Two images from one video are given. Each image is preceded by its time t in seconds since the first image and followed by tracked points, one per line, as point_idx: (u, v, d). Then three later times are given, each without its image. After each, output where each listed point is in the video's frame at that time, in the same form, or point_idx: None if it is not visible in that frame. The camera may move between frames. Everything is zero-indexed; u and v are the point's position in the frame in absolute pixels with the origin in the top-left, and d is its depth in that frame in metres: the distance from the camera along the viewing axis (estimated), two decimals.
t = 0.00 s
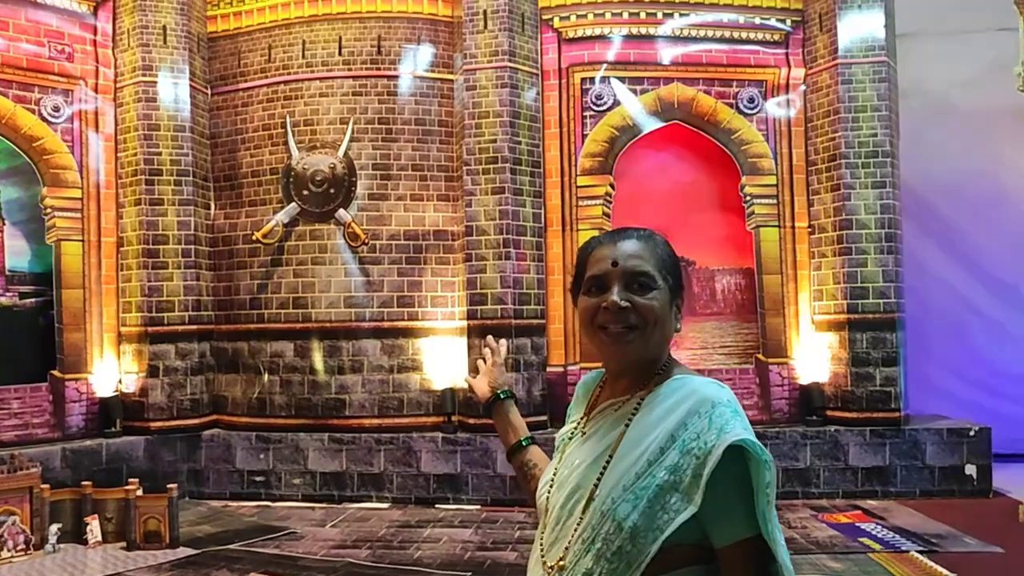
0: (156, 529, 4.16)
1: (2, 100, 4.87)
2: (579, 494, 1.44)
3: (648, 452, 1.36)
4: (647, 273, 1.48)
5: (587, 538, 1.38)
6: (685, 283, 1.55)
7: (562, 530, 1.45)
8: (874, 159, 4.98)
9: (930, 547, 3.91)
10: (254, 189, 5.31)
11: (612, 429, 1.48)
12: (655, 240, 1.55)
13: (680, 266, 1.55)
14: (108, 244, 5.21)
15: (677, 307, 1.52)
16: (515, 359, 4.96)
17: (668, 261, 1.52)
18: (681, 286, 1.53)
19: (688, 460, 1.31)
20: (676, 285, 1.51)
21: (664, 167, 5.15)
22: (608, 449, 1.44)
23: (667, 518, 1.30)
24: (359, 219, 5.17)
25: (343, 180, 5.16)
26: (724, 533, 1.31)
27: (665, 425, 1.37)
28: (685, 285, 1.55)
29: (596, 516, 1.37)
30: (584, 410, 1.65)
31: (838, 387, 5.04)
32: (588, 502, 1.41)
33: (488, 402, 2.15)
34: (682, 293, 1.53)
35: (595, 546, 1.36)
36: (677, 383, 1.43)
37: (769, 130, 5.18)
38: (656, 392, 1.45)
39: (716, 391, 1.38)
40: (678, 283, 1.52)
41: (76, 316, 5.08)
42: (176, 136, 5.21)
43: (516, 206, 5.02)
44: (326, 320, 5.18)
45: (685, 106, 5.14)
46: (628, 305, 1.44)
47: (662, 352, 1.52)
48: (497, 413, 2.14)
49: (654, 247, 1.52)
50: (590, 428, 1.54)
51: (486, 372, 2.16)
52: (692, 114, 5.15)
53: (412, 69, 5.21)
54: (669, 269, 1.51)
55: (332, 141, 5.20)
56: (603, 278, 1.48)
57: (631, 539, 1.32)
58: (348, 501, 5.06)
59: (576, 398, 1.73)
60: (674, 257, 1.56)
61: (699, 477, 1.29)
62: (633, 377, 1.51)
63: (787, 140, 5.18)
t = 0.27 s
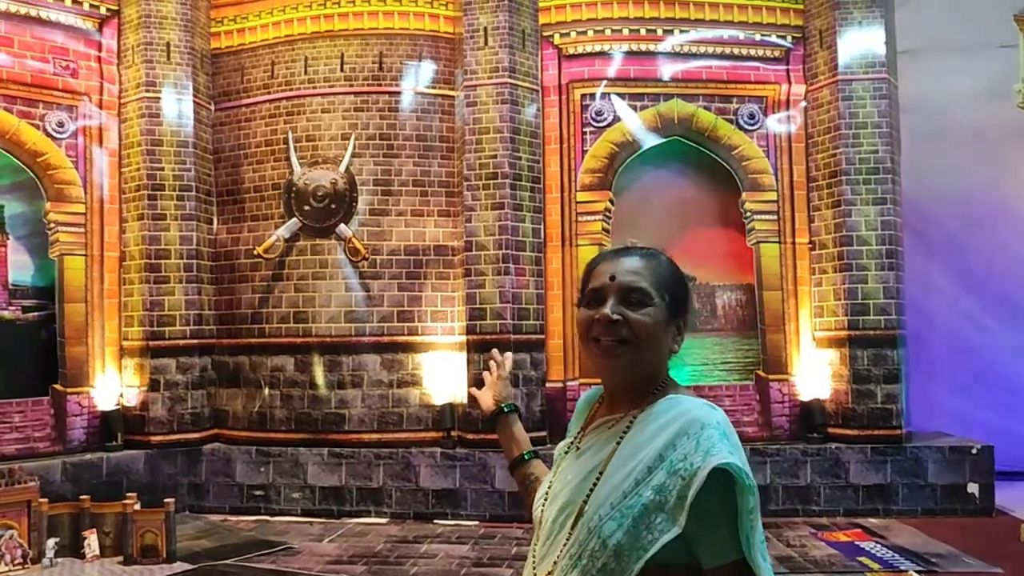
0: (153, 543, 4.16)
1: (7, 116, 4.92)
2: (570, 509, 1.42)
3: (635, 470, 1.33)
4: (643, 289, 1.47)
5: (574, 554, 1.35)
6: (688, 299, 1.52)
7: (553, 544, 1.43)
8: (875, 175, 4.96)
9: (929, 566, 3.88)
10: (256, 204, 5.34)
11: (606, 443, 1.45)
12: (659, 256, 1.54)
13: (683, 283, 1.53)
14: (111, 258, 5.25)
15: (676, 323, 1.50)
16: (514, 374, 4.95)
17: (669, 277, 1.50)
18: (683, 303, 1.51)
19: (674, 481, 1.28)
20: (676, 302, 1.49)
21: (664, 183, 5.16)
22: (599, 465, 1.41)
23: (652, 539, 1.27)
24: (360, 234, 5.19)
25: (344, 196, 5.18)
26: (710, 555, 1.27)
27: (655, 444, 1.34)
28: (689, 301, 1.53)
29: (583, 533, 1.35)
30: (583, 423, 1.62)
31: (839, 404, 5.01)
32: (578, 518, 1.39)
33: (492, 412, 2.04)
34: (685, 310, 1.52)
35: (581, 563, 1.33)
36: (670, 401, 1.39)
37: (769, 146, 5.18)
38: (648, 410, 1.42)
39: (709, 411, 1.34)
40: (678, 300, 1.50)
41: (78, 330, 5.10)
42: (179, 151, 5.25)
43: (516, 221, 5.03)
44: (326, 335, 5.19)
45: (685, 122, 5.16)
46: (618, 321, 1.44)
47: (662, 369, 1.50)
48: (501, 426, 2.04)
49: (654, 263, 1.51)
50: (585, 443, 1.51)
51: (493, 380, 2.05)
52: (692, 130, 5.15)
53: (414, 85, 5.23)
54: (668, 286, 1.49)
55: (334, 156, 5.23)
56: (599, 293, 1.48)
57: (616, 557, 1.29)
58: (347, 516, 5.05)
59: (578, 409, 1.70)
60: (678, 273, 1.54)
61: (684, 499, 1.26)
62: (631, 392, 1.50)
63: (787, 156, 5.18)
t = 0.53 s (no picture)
0: (154, 558, 4.18)
1: (14, 132, 4.95)
2: (559, 522, 1.45)
3: (622, 483, 1.37)
4: (613, 304, 1.50)
5: (560, 565, 1.38)
6: (671, 308, 1.53)
7: (542, 555, 1.46)
8: (881, 187, 4.92)
9: None
10: (260, 218, 5.36)
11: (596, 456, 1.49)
12: (641, 268, 1.55)
13: (667, 293, 1.53)
14: (116, 273, 5.28)
15: (655, 334, 1.51)
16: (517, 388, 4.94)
17: (644, 290, 1.52)
18: (664, 313, 1.52)
19: (658, 494, 1.31)
20: (651, 314, 1.50)
21: (669, 197, 5.13)
22: (589, 479, 1.45)
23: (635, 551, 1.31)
24: (363, 247, 5.20)
25: (347, 209, 5.20)
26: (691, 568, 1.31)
27: (642, 458, 1.37)
28: (672, 311, 1.52)
29: (569, 544, 1.38)
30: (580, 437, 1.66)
31: (846, 418, 4.95)
32: (566, 530, 1.42)
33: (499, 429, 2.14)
34: (669, 321, 1.52)
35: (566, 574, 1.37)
36: (659, 417, 1.43)
37: (774, 158, 5.14)
38: (638, 425, 1.46)
39: (697, 427, 1.38)
40: (657, 311, 1.51)
41: (83, 344, 5.12)
42: (184, 165, 5.28)
43: (518, 234, 5.02)
44: (330, 348, 5.19)
45: (688, 134, 5.13)
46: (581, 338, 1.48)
47: (647, 382, 1.51)
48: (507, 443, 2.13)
49: (631, 278, 1.53)
50: (578, 457, 1.55)
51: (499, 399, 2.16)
52: (696, 142, 5.13)
53: (418, 98, 5.24)
54: (641, 298, 1.51)
55: (337, 170, 5.24)
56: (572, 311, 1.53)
57: (600, 568, 1.33)
58: (350, 530, 5.04)
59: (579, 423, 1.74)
60: (663, 283, 1.54)
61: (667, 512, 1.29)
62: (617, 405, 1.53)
63: (793, 168, 5.13)
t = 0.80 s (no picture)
0: (161, 566, 4.25)
1: (26, 143, 4.99)
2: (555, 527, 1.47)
3: (614, 489, 1.38)
4: (592, 312, 1.57)
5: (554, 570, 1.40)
6: (655, 310, 1.55)
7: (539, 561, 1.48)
8: (893, 190, 4.87)
9: None
10: (270, 226, 5.37)
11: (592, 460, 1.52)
12: (626, 274, 1.60)
13: (649, 296, 1.56)
14: (127, 281, 5.30)
15: (637, 337, 1.55)
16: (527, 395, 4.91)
17: (624, 295, 1.56)
18: (647, 316, 1.54)
19: (648, 500, 1.32)
20: (629, 318, 1.55)
21: (679, 202, 5.08)
22: (584, 484, 1.46)
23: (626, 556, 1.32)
24: (372, 255, 5.20)
25: (356, 217, 5.20)
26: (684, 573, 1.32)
27: (635, 464, 1.38)
28: (655, 313, 1.55)
29: (562, 550, 1.40)
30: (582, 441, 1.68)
31: (860, 424, 4.88)
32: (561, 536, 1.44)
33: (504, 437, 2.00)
34: (653, 322, 1.54)
35: None
36: (653, 423, 1.44)
37: (784, 161, 5.09)
38: (633, 431, 1.47)
39: (689, 433, 1.38)
40: (637, 315, 1.55)
41: (94, 353, 5.14)
42: (194, 174, 5.31)
43: (527, 240, 5.01)
44: (339, 356, 5.19)
45: (697, 139, 5.09)
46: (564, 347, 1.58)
47: (634, 384, 1.56)
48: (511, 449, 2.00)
49: (613, 283, 1.58)
50: (576, 462, 1.57)
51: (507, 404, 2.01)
52: (705, 146, 5.09)
53: (426, 106, 5.24)
54: (619, 303, 1.55)
55: (346, 178, 5.25)
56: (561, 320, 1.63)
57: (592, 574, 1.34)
58: (360, 538, 5.03)
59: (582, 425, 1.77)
60: (647, 286, 1.57)
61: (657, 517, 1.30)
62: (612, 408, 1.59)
63: (803, 171, 5.07)
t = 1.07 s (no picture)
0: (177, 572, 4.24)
1: (41, 153, 5.03)
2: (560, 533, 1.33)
3: (622, 495, 1.24)
4: (583, 318, 1.43)
5: None
6: (649, 315, 1.38)
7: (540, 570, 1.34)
8: (908, 191, 4.83)
9: None
10: (283, 232, 5.40)
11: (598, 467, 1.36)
12: (626, 276, 1.44)
13: (646, 298, 1.39)
14: (143, 289, 5.33)
15: (629, 344, 1.39)
16: (540, 400, 4.90)
17: (618, 298, 1.41)
18: (639, 321, 1.38)
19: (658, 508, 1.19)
20: (619, 323, 1.39)
21: (690, 204, 5.06)
22: (590, 489, 1.33)
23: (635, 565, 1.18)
24: (385, 260, 5.21)
25: (368, 223, 5.21)
26: None
27: (643, 469, 1.25)
28: (649, 318, 1.38)
29: (566, 557, 1.26)
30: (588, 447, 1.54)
31: (876, 427, 4.84)
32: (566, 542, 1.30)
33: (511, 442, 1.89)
34: (649, 327, 1.38)
35: None
36: (661, 429, 1.30)
37: (798, 162, 5.06)
38: (640, 435, 1.34)
39: (701, 438, 1.26)
40: (630, 318, 1.38)
41: (110, 360, 5.17)
42: (207, 182, 5.34)
43: (538, 244, 5.00)
44: (352, 361, 5.20)
45: (709, 141, 5.07)
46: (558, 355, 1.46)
47: (634, 393, 1.39)
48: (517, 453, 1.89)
49: (608, 286, 1.43)
50: (581, 467, 1.43)
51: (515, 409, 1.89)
52: (718, 148, 5.06)
53: (438, 111, 5.25)
54: (610, 309, 1.40)
55: (358, 184, 5.26)
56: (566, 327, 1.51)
57: None
58: (374, 544, 5.03)
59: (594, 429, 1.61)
60: (646, 289, 1.40)
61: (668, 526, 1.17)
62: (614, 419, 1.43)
63: (817, 173, 5.04)
